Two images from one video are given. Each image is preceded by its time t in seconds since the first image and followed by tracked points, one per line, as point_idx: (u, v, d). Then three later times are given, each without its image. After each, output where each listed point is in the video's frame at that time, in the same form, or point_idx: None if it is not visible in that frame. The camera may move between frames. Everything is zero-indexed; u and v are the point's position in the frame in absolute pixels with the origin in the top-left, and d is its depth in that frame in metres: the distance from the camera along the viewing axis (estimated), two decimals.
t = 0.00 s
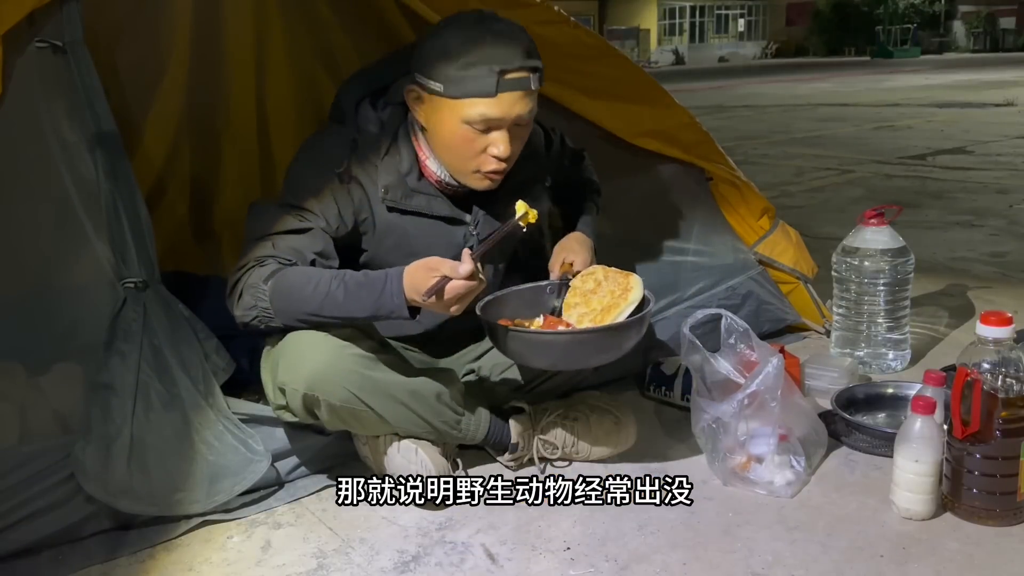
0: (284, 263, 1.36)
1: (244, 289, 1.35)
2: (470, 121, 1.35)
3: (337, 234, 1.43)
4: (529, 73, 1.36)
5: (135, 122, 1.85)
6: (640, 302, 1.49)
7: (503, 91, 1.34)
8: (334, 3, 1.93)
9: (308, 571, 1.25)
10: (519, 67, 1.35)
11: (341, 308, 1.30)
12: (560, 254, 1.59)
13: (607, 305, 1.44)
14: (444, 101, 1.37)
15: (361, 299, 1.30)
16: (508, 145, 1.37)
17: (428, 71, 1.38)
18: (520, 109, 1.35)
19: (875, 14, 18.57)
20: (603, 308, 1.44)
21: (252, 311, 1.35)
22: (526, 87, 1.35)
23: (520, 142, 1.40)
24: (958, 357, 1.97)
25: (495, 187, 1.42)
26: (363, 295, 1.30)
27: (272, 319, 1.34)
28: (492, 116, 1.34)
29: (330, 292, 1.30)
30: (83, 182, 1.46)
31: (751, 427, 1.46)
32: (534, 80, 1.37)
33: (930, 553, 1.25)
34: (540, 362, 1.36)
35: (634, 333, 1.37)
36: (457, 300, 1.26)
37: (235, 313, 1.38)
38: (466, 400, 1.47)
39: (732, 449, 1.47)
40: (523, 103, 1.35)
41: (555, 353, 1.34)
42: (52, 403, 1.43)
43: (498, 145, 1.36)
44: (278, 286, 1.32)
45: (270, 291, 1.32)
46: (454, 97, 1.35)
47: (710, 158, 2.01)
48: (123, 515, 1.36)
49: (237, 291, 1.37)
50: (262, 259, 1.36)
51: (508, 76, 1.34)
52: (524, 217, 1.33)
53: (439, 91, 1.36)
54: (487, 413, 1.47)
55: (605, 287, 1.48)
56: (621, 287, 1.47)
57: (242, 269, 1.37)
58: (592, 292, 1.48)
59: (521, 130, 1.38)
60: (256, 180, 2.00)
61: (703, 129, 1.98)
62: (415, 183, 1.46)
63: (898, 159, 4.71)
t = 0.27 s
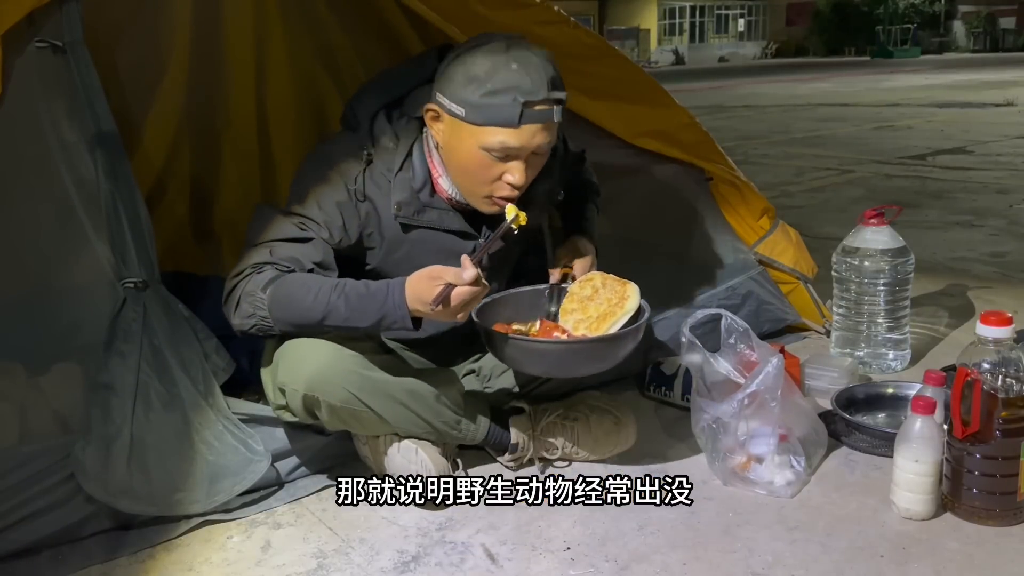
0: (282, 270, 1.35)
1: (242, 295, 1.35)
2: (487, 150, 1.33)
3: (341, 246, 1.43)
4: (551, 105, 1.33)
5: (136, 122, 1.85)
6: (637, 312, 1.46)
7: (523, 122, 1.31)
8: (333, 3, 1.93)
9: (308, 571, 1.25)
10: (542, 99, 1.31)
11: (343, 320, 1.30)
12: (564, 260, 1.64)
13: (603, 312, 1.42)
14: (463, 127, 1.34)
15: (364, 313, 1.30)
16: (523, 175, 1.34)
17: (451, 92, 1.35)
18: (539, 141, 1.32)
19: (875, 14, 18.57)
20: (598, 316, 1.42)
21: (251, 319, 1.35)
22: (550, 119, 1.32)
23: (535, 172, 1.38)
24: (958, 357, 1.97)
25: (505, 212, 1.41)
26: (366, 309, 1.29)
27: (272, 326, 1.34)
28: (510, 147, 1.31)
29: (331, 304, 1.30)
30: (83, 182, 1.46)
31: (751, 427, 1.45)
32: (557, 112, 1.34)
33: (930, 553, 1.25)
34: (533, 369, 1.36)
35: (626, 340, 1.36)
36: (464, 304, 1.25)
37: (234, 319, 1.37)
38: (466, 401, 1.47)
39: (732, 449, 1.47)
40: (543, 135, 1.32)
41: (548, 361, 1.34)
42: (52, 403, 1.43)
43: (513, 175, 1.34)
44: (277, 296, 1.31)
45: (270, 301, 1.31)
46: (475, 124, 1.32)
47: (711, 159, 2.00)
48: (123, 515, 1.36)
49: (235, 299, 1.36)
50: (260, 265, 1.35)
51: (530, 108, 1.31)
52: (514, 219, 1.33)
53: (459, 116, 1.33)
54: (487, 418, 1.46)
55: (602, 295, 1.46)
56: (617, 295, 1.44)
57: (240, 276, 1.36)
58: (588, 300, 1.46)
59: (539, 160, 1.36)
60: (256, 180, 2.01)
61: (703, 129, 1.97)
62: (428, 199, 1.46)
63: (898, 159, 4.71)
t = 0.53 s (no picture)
0: (283, 274, 1.34)
1: (241, 298, 1.34)
2: (491, 169, 1.30)
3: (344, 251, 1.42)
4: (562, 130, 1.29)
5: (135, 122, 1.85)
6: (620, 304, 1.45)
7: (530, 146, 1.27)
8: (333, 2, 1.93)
9: (308, 571, 1.25)
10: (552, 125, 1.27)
11: (343, 329, 1.30)
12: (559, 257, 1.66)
13: (581, 303, 1.41)
14: (469, 144, 1.31)
15: (363, 326, 1.30)
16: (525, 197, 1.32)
17: (460, 106, 1.32)
18: (545, 165, 1.29)
19: (875, 14, 18.57)
20: (576, 307, 1.41)
21: (250, 321, 1.33)
22: (557, 147, 1.29)
23: (539, 194, 1.35)
24: (958, 357, 1.97)
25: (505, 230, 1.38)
26: (368, 320, 1.29)
27: (273, 330, 1.33)
28: (514, 169, 1.28)
29: (332, 314, 1.29)
30: (83, 182, 1.46)
31: (751, 427, 1.46)
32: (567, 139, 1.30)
33: (930, 553, 1.25)
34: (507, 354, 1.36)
35: (601, 329, 1.36)
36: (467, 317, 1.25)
37: (232, 321, 1.36)
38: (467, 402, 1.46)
39: (731, 449, 1.47)
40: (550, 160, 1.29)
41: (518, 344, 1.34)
42: (52, 403, 1.43)
43: (515, 196, 1.31)
44: (278, 300, 1.30)
45: (270, 305, 1.31)
46: (480, 143, 1.29)
47: (710, 159, 2.02)
48: (123, 515, 1.36)
49: (234, 301, 1.35)
50: (260, 268, 1.34)
51: (539, 133, 1.27)
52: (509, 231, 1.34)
53: (466, 132, 1.30)
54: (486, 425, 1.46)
55: (583, 287, 1.45)
56: (597, 287, 1.44)
57: (240, 278, 1.35)
58: (570, 291, 1.46)
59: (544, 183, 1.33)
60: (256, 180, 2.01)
61: (703, 129, 1.98)
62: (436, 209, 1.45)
63: (898, 159, 4.71)
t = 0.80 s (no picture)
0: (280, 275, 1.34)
1: (239, 300, 1.34)
2: (488, 164, 1.28)
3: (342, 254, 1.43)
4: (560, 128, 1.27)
5: (135, 123, 1.85)
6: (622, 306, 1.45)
7: (527, 141, 1.26)
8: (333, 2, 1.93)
9: (308, 571, 1.25)
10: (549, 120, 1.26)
11: (340, 323, 1.30)
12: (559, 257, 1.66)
13: (583, 306, 1.41)
14: (467, 138, 1.30)
15: (360, 318, 1.29)
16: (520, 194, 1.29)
17: (460, 101, 1.31)
18: (542, 162, 1.27)
19: (875, 14, 18.57)
20: (579, 310, 1.41)
21: (248, 322, 1.34)
22: (553, 144, 1.27)
23: (535, 196, 1.33)
24: (958, 357, 1.97)
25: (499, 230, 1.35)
26: (363, 312, 1.29)
27: (271, 330, 1.33)
28: (510, 163, 1.26)
29: (328, 308, 1.30)
30: (83, 182, 1.46)
31: (751, 427, 1.46)
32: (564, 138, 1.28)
33: (930, 553, 1.25)
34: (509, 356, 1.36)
35: (604, 331, 1.36)
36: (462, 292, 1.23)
37: (231, 323, 1.37)
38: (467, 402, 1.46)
39: (731, 449, 1.47)
40: (547, 157, 1.27)
41: (521, 347, 1.34)
42: (52, 403, 1.43)
43: (509, 192, 1.29)
44: (275, 298, 1.30)
45: (267, 303, 1.31)
46: (477, 137, 1.28)
47: (710, 159, 2.01)
48: (123, 515, 1.36)
49: (231, 304, 1.36)
50: (257, 270, 1.35)
51: (536, 128, 1.26)
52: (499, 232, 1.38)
53: (464, 125, 1.29)
54: (486, 417, 1.47)
55: (585, 290, 1.45)
56: (599, 290, 1.44)
57: (236, 280, 1.36)
58: (573, 294, 1.45)
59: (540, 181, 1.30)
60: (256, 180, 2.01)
61: (703, 129, 1.98)
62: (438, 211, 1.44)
63: (897, 159, 4.71)
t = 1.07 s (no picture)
0: (278, 277, 1.34)
1: (237, 305, 1.34)
2: (473, 142, 1.29)
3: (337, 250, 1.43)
4: (540, 100, 1.29)
5: (135, 123, 1.85)
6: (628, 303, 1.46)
7: (510, 114, 1.27)
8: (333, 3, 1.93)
9: (307, 571, 1.25)
10: (530, 92, 1.28)
11: (337, 329, 1.31)
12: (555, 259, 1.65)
13: (592, 304, 1.42)
14: (450, 119, 1.31)
15: (356, 326, 1.30)
16: (508, 170, 1.30)
17: (441, 86, 1.33)
18: (525, 135, 1.29)
19: (875, 14, 18.57)
20: (587, 307, 1.41)
21: (248, 327, 1.33)
22: (536, 117, 1.29)
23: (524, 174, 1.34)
24: (958, 357, 1.97)
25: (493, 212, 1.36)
26: (360, 320, 1.29)
27: (269, 334, 1.33)
28: (495, 138, 1.28)
29: (326, 315, 1.30)
30: (83, 182, 1.46)
31: (751, 427, 1.46)
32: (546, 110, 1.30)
33: (930, 553, 1.25)
34: (520, 357, 1.35)
35: (613, 329, 1.35)
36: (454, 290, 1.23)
37: (230, 328, 1.36)
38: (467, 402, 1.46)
39: (732, 449, 1.47)
40: (530, 129, 1.29)
41: (532, 348, 1.33)
42: (52, 403, 1.43)
43: (497, 167, 1.30)
44: (273, 303, 1.30)
45: (265, 308, 1.31)
46: (461, 117, 1.29)
47: (710, 159, 2.01)
48: (123, 515, 1.36)
49: (230, 307, 1.36)
50: (255, 274, 1.35)
51: (518, 101, 1.28)
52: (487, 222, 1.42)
53: (446, 107, 1.31)
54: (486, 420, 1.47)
55: (591, 288, 1.46)
56: (605, 287, 1.44)
57: (235, 284, 1.36)
58: (579, 293, 1.46)
59: (526, 157, 1.32)
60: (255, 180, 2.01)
61: (703, 129, 1.97)
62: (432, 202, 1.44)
63: (898, 159, 4.71)
